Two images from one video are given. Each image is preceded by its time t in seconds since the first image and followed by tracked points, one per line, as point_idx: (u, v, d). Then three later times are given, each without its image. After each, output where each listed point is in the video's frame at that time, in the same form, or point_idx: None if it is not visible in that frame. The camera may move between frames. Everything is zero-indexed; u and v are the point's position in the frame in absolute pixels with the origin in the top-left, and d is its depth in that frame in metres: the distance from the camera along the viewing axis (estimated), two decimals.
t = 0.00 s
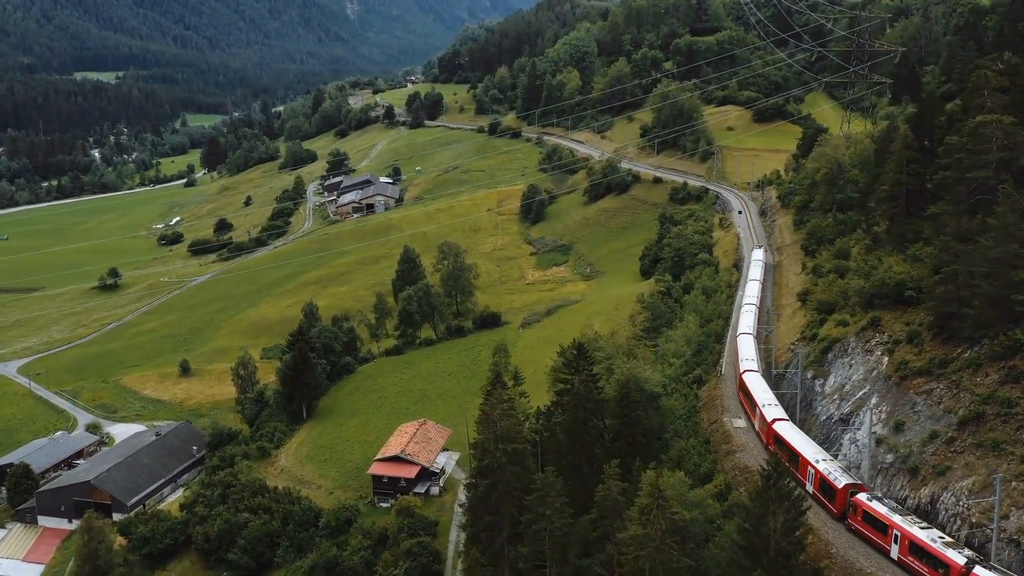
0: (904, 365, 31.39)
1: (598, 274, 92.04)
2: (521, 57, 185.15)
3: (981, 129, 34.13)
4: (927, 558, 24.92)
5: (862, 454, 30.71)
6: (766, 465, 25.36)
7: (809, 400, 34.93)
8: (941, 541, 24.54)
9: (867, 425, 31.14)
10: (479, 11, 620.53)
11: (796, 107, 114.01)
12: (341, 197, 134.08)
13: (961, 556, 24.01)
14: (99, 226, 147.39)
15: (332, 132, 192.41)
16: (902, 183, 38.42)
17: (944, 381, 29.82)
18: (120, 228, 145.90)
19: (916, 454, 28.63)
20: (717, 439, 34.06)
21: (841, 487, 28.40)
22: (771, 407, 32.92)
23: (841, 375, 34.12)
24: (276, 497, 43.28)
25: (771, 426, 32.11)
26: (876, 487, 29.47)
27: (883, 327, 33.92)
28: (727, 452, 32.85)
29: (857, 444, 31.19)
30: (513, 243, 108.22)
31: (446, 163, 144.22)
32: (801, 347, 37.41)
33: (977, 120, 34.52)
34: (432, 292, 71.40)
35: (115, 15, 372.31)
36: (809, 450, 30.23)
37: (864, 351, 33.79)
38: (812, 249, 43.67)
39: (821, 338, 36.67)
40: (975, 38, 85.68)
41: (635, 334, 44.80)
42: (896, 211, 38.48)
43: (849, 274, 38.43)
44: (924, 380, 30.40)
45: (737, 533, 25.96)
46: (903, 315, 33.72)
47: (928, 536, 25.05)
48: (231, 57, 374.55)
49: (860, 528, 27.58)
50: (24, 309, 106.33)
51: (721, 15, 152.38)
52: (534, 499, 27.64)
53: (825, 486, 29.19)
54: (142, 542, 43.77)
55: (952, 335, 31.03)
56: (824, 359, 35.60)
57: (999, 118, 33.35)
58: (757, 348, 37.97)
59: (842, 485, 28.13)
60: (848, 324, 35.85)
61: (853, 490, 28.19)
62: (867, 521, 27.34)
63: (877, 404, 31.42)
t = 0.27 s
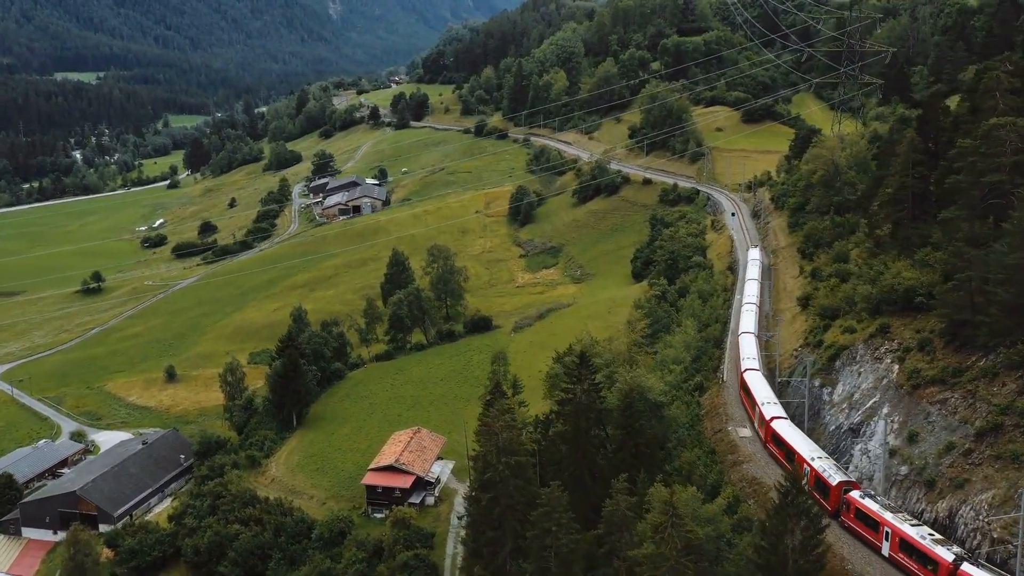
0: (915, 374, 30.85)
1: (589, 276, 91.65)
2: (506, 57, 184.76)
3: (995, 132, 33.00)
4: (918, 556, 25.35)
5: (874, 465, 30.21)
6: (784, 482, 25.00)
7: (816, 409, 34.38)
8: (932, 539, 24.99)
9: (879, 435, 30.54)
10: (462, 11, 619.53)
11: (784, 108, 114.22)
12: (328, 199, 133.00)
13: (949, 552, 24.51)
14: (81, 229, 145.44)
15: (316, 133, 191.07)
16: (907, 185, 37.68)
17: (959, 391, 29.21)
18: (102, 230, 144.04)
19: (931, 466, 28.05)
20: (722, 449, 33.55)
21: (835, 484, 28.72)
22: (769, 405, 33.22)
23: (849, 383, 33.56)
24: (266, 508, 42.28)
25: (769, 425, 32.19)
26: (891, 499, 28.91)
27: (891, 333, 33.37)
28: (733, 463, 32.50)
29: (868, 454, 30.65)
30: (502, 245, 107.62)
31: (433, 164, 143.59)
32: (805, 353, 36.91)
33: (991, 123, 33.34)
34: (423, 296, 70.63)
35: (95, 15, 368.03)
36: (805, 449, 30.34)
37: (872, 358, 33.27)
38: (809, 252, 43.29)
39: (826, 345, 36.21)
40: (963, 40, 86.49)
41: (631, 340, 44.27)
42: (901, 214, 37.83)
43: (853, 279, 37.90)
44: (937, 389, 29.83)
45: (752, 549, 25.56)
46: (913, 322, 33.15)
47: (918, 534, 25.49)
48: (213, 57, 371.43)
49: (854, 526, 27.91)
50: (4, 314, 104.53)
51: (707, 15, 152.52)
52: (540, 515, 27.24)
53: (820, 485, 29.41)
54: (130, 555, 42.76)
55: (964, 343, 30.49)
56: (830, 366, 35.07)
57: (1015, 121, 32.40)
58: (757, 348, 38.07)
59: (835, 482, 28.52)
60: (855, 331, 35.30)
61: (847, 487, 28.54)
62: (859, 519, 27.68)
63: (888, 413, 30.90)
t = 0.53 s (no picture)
0: (927, 382, 30.32)
1: (581, 279, 91.18)
2: (494, 57, 184.28)
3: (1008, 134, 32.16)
4: (911, 554, 25.45)
5: (886, 474, 29.64)
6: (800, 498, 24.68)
7: (824, 418, 33.81)
8: (921, 535, 25.24)
9: (890, 444, 30.00)
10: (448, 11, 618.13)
11: (775, 109, 114.32)
12: (316, 201, 132.04)
13: (941, 551, 24.69)
14: (65, 230, 143.91)
15: (303, 134, 189.87)
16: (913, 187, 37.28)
17: (973, 400, 28.72)
18: (87, 232, 142.56)
19: (947, 477, 27.47)
20: (727, 458, 33.10)
21: (830, 482, 28.73)
22: (769, 404, 33.45)
23: (858, 391, 33.02)
24: (259, 518, 41.45)
25: (768, 422, 32.37)
26: (905, 511, 28.28)
27: (900, 340, 32.85)
28: (739, 472, 32.09)
29: (880, 464, 30.07)
30: (493, 247, 107.07)
31: (422, 166, 142.96)
32: (811, 359, 36.32)
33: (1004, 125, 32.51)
34: (415, 300, 69.95)
35: (78, 15, 364.45)
36: (802, 447, 30.26)
37: (881, 366, 32.75)
38: (808, 255, 43.06)
39: (832, 351, 35.71)
40: (954, 41, 86.89)
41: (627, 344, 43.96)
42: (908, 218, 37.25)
43: (858, 284, 37.38)
44: (951, 398, 29.31)
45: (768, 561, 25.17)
46: (924, 329, 32.62)
47: (909, 531, 25.65)
48: (198, 57, 368.72)
49: (848, 523, 28.07)
50: None
51: (696, 15, 152.57)
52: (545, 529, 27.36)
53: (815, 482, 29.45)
54: (120, 566, 41.97)
55: (978, 351, 29.98)
56: (837, 373, 34.56)
57: None
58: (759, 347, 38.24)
59: (831, 480, 28.54)
60: (863, 337, 34.75)
61: (841, 485, 28.61)
62: (854, 516, 27.83)
63: (899, 421, 30.36)
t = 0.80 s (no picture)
0: (939, 391, 28.52)
1: (571, 281, 90.48)
2: (479, 57, 183.57)
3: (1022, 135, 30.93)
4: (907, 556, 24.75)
5: (899, 488, 27.85)
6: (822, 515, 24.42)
7: (834, 429, 32.18)
8: (912, 532, 24.70)
9: (904, 456, 28.19)
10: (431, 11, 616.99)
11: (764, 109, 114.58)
12: (301, 202, 130.81)
13: (930, 547, 24.09)
14: (46, 233, 141.91)
15: (286, 135, 188.45)
16: (919, 193, 35.97)
17: (990, 410, 26.71)
18: (68, 235, 140.61)
19: (964, 491, 25.54)
20: (735, 469, 32.04)
21: (825, 480, 28.17)
22: (770, 403, 33.15)
23: (868, 400, 31.30)
24: (252, 530, 40.57)
25: (768, 421, 32.17)
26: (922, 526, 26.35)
27: (911, 347, 31.13)
28: (748, 485, 31.00)
29: (893, 477, 28.28)
30: (482, 250, 106.29)
31: (407, 167, 142.06)
32: (818, 368, 34.86)
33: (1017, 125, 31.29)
34: (406, 304, 68.97)
35: (58, 16, 360.48)
36: (799, 445, 29.91)
37: (891, 374, 31.03)
38: (805, 258, 42.59)
39: (838, 358, 34.31)
40: (942, 42, 87.25)
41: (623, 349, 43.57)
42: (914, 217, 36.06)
43: (865, 288, 36.24)
44: (966, 407, 27.43)
45: (793, 571, 24.98)
46: (936, 334, 30.83)
47: (901, 529, 25.08)
48: (180, 58, 365.56)
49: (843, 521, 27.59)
50: None
51: (682, 14, 152.54)
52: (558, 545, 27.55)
53: (812, 481, 28.96)
54: None
55: (993, 356, 28.10)
56: (845, 381, 33.02)
57: None
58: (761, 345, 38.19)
59: (826, 478, 27.92)
60: (872, 344, 33.19)
61: (838, 483, 28.01)
62: (849, 515, 27.35)
63: (912, 432, 28.52)
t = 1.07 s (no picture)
0: (954, 401, 27.90)
1: (561, 284, 89.92)
2: (463, 57, 182.81)
3: None
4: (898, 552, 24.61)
5: (914, 501, 27.05)
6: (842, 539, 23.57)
7: (843, 439, 31.56)
8: (903, 529, 24.66)
9: (917, 468, 27.50)
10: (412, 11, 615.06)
11: (751, 111, 114.91)
12: (285, 205, 129.57)
13: (919, 544, 24.15)
14: (24, 236, 139.62)
15: (268, 136, 186.74)
16: (925, 196, 35.36)
17: (1006, 421, 26.13)
18: (47, 237, 138.33)
19: (983, 505, 24.77)
20: (741, 481, 31.27)
21: (819, 477, 28.07)
22: (769, 402, 33.25)
23: (877, 409, 30.72)
24: (242, 541, 39.77)
25: (765, 419, 32.27)
26: (938, 539, 25.52)
27: (922, 356, 30.55)
28: (755, 496, 30.20)
29: (906, 489, 27.56)
30: (469, 252, 105.59)
31: (392, 168, 141.09)
32: (824, 376, 34.21)
33: None
34: (395, 309, 68.13)
35: (35, 15, 355.53)
36: (795, 442, 29.99)
37: (902, 383, 30.44)
38: (800, 261, 42.23)
39: (844, 366, 33.69)
40: (930, 43, 87.72)
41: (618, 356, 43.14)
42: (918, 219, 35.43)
43: (869, 296, 35.63)
44: (981, 417, 26.83)
45: None
46: (948, 343, 30.25)
47: (894, 527, 24.97)
48: (160, 59, 361.71)
49: (834, 516, 27.37)
50: None
51: (667, 15, 152.72)
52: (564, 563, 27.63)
53: (807, 478, 29.01)
54: None
55: (1009, 368, 27.50)
56: (852, 390, 32.36)
57: None
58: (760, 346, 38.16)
59: (820, 474, 27.87)
60: (880, 352, 32.50)
61: (831, 480, 27.89)
62: (840, 510, 27.12)
63: (924, 442, 27.87)
